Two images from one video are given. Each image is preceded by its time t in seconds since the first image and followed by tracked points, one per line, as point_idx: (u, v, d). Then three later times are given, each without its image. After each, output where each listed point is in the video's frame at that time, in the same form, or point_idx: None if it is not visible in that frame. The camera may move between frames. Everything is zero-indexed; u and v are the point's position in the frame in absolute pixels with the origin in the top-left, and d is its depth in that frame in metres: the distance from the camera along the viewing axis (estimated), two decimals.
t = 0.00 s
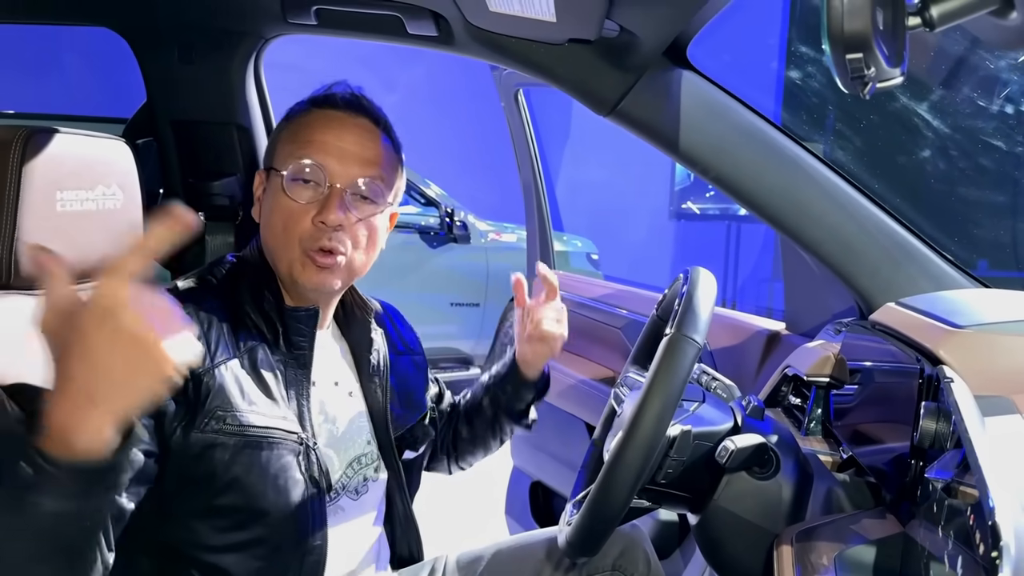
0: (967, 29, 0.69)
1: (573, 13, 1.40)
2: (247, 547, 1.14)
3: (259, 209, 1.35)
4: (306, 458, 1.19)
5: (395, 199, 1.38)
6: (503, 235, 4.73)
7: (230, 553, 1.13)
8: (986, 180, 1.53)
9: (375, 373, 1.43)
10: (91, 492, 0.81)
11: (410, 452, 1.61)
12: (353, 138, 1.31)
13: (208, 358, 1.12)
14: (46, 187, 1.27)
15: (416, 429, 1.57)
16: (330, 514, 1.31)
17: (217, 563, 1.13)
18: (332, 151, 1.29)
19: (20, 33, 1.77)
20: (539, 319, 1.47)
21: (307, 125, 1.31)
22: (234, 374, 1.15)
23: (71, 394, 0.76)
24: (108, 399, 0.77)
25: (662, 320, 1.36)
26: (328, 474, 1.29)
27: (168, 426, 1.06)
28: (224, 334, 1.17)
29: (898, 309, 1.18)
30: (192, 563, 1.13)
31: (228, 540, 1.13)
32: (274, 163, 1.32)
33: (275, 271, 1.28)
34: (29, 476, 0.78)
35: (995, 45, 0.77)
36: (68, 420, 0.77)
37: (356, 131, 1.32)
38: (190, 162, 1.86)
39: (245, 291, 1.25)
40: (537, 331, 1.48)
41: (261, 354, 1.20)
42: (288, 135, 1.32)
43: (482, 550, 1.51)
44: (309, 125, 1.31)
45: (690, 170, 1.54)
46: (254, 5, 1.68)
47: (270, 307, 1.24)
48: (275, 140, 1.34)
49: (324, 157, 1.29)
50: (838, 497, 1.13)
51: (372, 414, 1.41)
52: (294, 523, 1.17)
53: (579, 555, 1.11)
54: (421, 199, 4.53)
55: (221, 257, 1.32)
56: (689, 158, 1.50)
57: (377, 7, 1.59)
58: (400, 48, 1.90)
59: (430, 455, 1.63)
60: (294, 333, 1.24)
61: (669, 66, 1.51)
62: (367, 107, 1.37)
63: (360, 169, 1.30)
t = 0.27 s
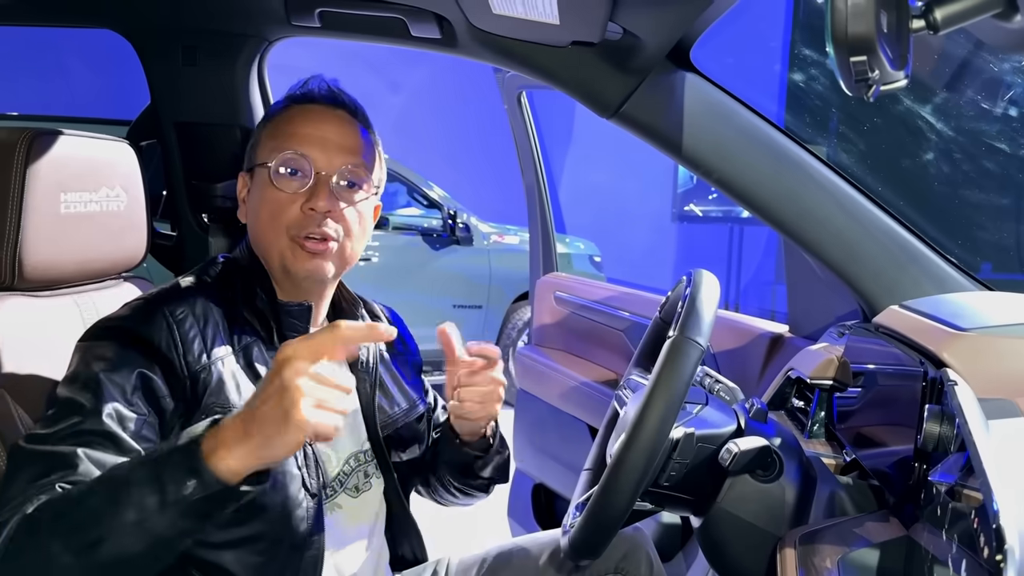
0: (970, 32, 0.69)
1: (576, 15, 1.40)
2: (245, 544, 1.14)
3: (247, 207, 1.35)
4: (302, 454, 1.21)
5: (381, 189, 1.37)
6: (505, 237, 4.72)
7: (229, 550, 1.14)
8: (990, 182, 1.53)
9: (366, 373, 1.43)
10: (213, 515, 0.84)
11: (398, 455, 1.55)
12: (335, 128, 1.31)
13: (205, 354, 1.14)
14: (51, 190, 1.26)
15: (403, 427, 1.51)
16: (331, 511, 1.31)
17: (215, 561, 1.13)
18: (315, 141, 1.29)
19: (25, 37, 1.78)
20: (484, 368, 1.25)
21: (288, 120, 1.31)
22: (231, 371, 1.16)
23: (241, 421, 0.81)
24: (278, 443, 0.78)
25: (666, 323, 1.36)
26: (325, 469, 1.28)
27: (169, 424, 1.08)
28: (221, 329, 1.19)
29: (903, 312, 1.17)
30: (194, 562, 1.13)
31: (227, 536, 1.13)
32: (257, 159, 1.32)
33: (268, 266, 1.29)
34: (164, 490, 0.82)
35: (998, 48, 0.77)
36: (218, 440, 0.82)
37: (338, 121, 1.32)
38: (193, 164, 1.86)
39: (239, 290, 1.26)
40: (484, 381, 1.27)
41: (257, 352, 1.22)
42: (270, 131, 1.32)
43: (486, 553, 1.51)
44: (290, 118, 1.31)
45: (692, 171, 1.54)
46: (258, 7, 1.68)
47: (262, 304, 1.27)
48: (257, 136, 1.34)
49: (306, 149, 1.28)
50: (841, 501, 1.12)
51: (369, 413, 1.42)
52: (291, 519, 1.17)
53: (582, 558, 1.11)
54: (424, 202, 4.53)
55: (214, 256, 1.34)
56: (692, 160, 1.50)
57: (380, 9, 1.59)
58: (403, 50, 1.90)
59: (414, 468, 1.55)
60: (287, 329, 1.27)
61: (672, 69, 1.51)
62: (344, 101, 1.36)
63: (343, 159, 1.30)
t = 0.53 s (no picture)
0: (976, 33, 0.69)
1: (581, 17, 1.40)
2: (240, 544, 1.16)
3: (237, 207, 1.36)
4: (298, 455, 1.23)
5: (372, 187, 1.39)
6: (509, 239, 4.72)
7: (225, 551, 1.16)
8: (995, 184, 1.53)
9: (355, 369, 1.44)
10: (261, 479, 0.99)
11: (389, 449, 1.50)
12: (324, 127, 1.32)
13: (197, 355, 1.18)
14: (56, 191, 1.26)
15: (392, 418, 1.49)
16: (330, 510, 1.35)
17: (212, 562, 1.15)
18: (305, 141, 1.30)
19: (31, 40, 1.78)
20: (471, 341, 1.24)
21: (277, 120, 1.31)
22: (223, 371, 1.20)
23: (292, 392, 0.98)
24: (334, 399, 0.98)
25: (670, 325, 1.36)
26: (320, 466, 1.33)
27: (164, 423, 1.14)
28: (212, 331, 1.22)
29: (908, 315, 1.18)
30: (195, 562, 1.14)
31: (223, 537, 1.16)
32: (246, 159, 1.32)
33: (258, 265, 1.31)
34: (230, 454, 0.97)
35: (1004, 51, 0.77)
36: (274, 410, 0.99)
37: (328, 120, 1.33)
38: (197, 165, 1.86)
39: (230, 294, 1.28)
40: (488, 353, 1.25)
41: (249, 353, 1.26)
42: (258, 131, 1.33)
43: (490, 555, 1.50)
44: (278, 118, 1.32)
45: (695, 174, 1.54)
46: (263, 8, 1.68)
47: (254, 307, 1.28)
48: (246, 136, 1.34)
49: (296, 149, 1.29)
50: (846, 504, 1.11)
51: (358, 415, 1.43)
52: (287, 520, 1.18)
53: (585, 559, 1.11)
54: (428, 204, 4.53)
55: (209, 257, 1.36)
56: (695, 162, 1.50)
57: (385, 11, 1.59)
58: (407, 52, 1.90)
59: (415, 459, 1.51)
60: (281, 330, 1.29)
61: (676, 71, 1.51)
62: (333, 100, 1.37)
63: (334, 158, 1.31)
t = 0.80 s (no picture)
0: (977, 38, 0.70)
1: (584, 21, 1.41)
2: (243, 547, 1.17)
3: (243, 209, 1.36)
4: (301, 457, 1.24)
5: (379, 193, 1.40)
6: (512, 241, 4.73)
7: (228, 553, 1.16)
8: (996, 187, 1.53)
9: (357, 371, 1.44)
10: (275, 479, 1.00)
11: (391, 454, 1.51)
12: (334, 133, 1.32)
13: (199, 359, 1.19)
14: (62, 192, 1.27)
15: (393, 422, 1.50)
16: (331, 513, 1.34)
17: (214, 564, 1.16)
18: (314, 146, 1.31)
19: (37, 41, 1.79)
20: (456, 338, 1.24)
21: (287, 125, 1.32)
22: (225, 375, 1.21)
23: (305, 390, 1.00)
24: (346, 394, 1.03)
25: (672, 326, 1.36)
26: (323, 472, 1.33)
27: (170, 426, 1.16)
28: (214, 336, 1.23)
29: (910, 318, 1.18)
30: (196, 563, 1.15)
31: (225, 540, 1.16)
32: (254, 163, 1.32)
33: (264, 269, 1.31)
34: (245, 455, 0.98)
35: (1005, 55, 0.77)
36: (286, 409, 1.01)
37: (338, 126, 1.34)
38: (202, 167, 1.87)
39: (232, 298, 1.28)
40: (473, 350, 1.26)
41: (251, 357, 1.26)
42: (266, 135, 1.34)
43: (492, 556, 1.51)
44: (289, 124, 1.32)
45: (698, 176, 1.54)
46: (268, 11, 1.69)
47: (255, 312, 1.28)
48: (254, 139, 1.35)
49: (305, 155, 1.30)
50: (848, 506, 1.12)
51: (361, 415, 1.43)
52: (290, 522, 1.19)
53: (588, 561, 1.11)
54: (431, 205, 4.54)
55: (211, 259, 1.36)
56: (698, 165, 1.51)
57: (389, 14, 1.60)
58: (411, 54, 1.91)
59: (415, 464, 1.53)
60: (282, 334, 1.29)
61: (679, 74, 1.52)
62: (343, 106, 1.38)
63: (343, 164, 1.32)
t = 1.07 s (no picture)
0: (977, 43, 0.70)
1: (587, 24, 1.42)
2: (248, 548, 1.18)
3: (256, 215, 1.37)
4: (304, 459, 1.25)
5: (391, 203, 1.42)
6: (515, 243, 4.73)
7: (233, 555, 1.17)
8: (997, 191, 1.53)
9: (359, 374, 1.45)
10: (288, 492, 1.01)
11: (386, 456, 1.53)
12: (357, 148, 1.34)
13: (205, 361, 1.20)
14: (68, 194, 1.28)
15: (391, 426, 1.52)
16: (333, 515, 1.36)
17: (219, 564, 1.17)
18: (338, 160, 1.32)
19: (44, 43, 1.80)
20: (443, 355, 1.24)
21: (310, 136, 1.33)
22: (232, 378, 1.22)
23: (326, 406, 1.01)
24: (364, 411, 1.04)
25: (675, 329, 1.37)
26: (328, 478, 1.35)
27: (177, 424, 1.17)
28: (221, 339, 1.23)
29: (911, 320, 1.19)
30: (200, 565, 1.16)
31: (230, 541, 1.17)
32: (275, 172, 1.33)
33: (279, 279, 1.32)
34: (259, 467, 0.99)
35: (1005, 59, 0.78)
36: (305, 422, 1.02)
37: (362, 141, 1.35)
38: (206, 168, 1.88)
39: (238, 301, 1.29)
40: (458, 370, 1.26)
41: (255, 359, 1.27)
42: (288, 143, 1.34)
43: (494, 557, 1.51)
44: (313, 135, 1.33)
45: (701, 179, 1.55)
46: (273, 14, 1.70)
47: (262, 313, 1.29)
48: (274, 146, 1.35)
49: (329, 169, 1.31)
50: (849, 508, 1.12)
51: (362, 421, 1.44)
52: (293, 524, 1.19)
53: (591, 562, 1.11)
54: (434, 207, 4.55)
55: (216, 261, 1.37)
56: (701, 168, 1.51)
57: (393, 17, 1.61)
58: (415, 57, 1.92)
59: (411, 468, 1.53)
60: (287, 339, 1.29)
61: (682, 77, 1.52)
62: (365, 118, 1.39)
63: (365, 179, 1.34)
